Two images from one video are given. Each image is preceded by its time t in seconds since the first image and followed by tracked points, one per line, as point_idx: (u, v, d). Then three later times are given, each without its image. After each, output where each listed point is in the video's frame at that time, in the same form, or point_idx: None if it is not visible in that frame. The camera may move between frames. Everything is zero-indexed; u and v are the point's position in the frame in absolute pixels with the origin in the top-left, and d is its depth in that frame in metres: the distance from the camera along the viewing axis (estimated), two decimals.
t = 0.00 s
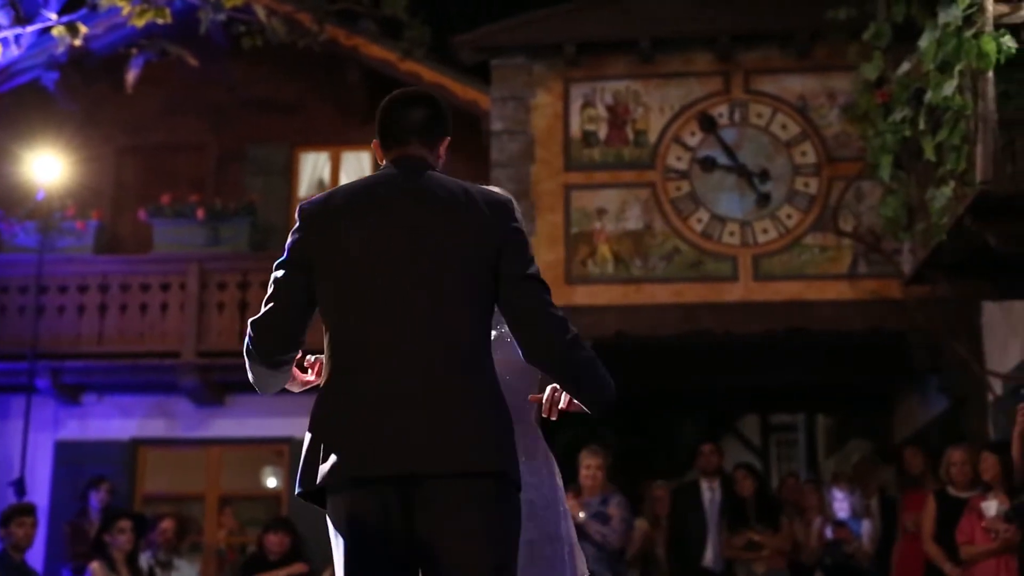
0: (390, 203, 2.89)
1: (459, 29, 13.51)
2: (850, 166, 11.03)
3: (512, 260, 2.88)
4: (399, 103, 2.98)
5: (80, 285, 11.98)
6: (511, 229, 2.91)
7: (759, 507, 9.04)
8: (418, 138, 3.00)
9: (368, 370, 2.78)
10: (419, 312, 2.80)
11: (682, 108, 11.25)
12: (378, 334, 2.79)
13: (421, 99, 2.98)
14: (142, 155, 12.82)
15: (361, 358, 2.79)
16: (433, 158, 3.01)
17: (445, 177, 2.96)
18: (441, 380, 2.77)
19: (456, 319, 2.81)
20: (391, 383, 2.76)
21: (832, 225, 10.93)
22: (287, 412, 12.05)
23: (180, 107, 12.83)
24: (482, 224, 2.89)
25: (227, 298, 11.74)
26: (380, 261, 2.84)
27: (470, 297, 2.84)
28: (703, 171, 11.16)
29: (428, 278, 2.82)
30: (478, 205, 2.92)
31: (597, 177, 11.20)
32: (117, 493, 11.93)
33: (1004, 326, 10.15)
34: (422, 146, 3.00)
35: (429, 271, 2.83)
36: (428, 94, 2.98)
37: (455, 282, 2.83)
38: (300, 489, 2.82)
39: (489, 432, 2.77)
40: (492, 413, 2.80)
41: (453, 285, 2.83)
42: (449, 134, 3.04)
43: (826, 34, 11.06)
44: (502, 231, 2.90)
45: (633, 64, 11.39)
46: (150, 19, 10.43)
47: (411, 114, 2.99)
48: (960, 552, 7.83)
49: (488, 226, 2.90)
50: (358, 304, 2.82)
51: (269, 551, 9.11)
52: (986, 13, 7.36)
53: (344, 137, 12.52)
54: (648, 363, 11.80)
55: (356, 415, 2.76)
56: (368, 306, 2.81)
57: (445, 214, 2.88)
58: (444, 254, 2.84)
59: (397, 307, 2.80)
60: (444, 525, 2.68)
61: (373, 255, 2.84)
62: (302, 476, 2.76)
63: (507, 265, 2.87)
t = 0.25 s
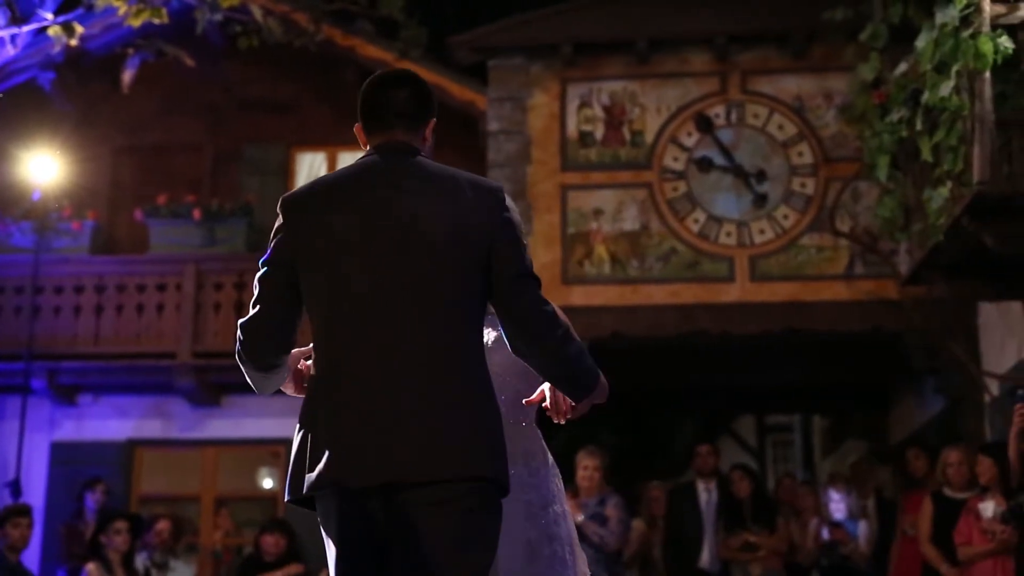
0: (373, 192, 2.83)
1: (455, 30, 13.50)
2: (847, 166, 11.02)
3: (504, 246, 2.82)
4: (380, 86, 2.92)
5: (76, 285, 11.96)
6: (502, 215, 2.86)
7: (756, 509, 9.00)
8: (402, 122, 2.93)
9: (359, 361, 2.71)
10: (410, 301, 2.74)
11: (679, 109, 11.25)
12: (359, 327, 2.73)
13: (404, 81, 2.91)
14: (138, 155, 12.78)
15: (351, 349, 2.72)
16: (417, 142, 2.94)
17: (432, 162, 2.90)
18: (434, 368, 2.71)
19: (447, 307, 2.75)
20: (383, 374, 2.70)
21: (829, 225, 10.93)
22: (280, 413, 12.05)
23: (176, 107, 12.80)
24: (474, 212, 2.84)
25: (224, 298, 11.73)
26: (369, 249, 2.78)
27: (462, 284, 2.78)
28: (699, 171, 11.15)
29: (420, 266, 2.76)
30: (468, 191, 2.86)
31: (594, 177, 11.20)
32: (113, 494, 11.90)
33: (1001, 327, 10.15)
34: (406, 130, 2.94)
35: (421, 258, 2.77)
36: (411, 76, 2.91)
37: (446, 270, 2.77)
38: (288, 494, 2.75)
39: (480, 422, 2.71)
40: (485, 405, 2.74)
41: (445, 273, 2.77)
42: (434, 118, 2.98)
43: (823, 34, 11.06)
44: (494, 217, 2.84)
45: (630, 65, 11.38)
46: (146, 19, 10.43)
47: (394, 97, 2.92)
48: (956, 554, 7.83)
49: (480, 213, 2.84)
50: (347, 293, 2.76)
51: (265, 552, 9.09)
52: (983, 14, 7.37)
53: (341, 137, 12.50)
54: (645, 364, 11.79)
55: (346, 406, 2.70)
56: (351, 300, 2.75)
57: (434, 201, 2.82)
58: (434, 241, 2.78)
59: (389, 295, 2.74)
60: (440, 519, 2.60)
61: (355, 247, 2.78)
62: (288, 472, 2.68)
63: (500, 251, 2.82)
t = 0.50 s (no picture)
0: (373, 171, 2.75)
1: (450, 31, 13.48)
2: (843, 167, 11.02)
3: (507, 233, 2.79)
4: (384, 58, 2.84)
5: (71, 286, 11.95)
6: (506, 201, 2.81)
7: (751, 510, 9.07)
8: (402, 98, 2.86)
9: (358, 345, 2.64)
10: (413, 287, 2.67)
11: (675, 110, 11.25)
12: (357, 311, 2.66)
13: (409, 57, 2.84)
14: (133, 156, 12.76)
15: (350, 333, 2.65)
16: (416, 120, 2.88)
17: (434, 142, 2.84)
18: (436, 356, 2.65)
19: (450, 295, 2.70)
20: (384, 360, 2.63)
21: (825, 227, 10.93)
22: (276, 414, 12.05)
23: (172, 109, 12.79)
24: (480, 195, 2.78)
25: (220, 299, 11.72)
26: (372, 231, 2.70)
27: (464, 271, 2.72)
28: (695, 172, 11.15)
29: (425, 251, 2.70)
30: (474, 173, 2.80)
31: (590, 179, 11.20)
32: (108, 495, 11.89)
33: (997, 329, 10.15)
34: (406, 106, 2.87)
35: (421, 241, 2.71)
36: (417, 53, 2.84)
37: (447, 255, 2.71)
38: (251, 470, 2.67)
39: (480, 414, 2.67)
40: (482, 394, 2.70)
41: (448, 258, 2.71)
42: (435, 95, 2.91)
43: (818, 36, 11.06)
44: (495, 203, 2.79)
45: (626, 66, 11.38)
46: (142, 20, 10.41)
47: (397, 71, 2.85)
48: (952, 555, 7.85)
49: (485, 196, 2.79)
50: (348, 275, 2.68)
51: (261, 553, 9.08)
52: (979, 15, 7.38)
53: (337, 138, 12.48)
54: (641, 366, 11.78)
55: (337, 391, 2.62)
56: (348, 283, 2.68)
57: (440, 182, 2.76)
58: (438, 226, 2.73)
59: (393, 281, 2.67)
60: (437, 516, 2.58)
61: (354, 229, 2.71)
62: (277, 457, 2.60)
63: (501, 239, 2.78)
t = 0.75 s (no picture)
0: (365, 143, 2.71)
1: (447, 32, 13.45)
2: (838, 170, 11.04)
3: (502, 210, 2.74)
4: (382, 25, 2.80)
5: (66, 287, 11.93)
6: (502, 179, 2.76)
7: (747, 513, 9.04)
8: (398, 70, 2.82)
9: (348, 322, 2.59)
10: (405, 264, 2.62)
11: (670, 112, 11.26)
12: (346, 286, 2.61)
13: (408, 27, 2.80)
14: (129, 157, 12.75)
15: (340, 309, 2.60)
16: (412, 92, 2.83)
17: (429, 115, 2.79)
18: (427, 334, 2.61)
19: (443, 274, 2.65)
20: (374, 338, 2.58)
21: (820, 229, 10.94)
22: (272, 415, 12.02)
23: (167, 110, 12.77)
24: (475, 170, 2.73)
25: (215, 300, 11.68)
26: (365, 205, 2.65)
27: (456, 250, 2.67)
28: (691, 174, 11.16)
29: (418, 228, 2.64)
30: (469, 147, 2.74)
31: (585, 181, 11.20)
32: (103, 497, 11.90)
33: (993, 332, 10.16)
34: (401, 78, 2.82)
35: (412, 216, 2.65)
36: (416, 23, 2.80)
37: (438, 231, 2.66)
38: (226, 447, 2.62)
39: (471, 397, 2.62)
40: (473, 376, 2.65)
41: (439, 233, 2.66)
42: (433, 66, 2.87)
43: (813, 38, 11.07)
44: (488, 179, 2.73)
45: (622, 68, 11.39)
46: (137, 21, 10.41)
47: (394, 41, 2.81)
48: (947, 557, 7.84)
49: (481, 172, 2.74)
50: (339, 250, 2.63)
51: (256, 555, 9.07)
52: (974, 18, 7.41)
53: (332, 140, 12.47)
54: (636, 367, 11.78)
55: (325, 366, 2.57)
56: (337, 258, 2.63)
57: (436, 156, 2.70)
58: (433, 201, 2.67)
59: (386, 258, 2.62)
60: (422, 500, 2.51)
61: (344, 202, 2.66)
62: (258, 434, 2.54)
63: (494, 218, 2.73)
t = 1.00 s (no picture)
0: (359, 133, 2.57)
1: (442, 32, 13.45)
2: (834, 169, 11.04)
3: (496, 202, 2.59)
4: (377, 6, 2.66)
5: (62, 287, 11.90)
6: (503, 172, 2.61)
7: (744, 512, 9.02)
8: (397, 53, 2.68)
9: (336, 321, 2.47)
10: (395, 258, 2.49)
11: (666, 112, 11.27)
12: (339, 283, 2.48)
13: (406, 9, 2.67)
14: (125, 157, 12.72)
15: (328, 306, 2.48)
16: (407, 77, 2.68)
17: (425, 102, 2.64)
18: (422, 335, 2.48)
19: (441, 272, 2.51)
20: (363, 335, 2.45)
21: (816, 229, 10.94)
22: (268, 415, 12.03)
23: (164, 110, 12.76)
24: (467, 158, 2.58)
25: (211, 300, 11.70)
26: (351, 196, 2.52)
27: (454, 247, 2.53)
28: (687, 174, 11.15)
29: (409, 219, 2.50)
30: (467, 138, 2.59)
31: (581, 181, 11.21)
32: (98, 496, 11.88)
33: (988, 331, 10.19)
34: (399, 62, 2.68)
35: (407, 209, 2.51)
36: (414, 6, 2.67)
37: (436, 226, 2.52)
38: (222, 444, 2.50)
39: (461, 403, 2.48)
40: (467, 380, 2.51)
41: (437, 229, 2.52)
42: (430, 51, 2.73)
43: (809, 39, 11.07)
44: (489, 172, 2.59)
45: (618, 68, 11.41)
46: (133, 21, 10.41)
47: (391, 24, 2.67)
48: (943, 557, 7.85)
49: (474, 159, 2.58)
50: (330, 242, 2.51)
51: (252, 554, 9.06)
52: (970, 19, 7.45)
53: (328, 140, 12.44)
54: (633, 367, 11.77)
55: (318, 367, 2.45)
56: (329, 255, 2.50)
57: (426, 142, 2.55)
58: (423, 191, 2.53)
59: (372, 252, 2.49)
60: (415, 511, 2.38)
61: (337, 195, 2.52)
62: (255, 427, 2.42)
63: (493, 213, 2.58)
